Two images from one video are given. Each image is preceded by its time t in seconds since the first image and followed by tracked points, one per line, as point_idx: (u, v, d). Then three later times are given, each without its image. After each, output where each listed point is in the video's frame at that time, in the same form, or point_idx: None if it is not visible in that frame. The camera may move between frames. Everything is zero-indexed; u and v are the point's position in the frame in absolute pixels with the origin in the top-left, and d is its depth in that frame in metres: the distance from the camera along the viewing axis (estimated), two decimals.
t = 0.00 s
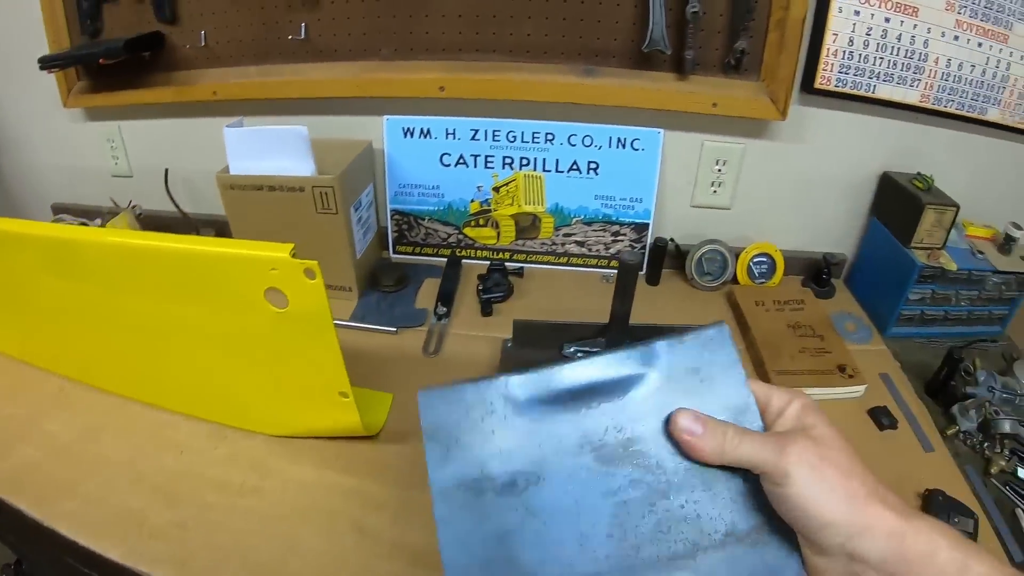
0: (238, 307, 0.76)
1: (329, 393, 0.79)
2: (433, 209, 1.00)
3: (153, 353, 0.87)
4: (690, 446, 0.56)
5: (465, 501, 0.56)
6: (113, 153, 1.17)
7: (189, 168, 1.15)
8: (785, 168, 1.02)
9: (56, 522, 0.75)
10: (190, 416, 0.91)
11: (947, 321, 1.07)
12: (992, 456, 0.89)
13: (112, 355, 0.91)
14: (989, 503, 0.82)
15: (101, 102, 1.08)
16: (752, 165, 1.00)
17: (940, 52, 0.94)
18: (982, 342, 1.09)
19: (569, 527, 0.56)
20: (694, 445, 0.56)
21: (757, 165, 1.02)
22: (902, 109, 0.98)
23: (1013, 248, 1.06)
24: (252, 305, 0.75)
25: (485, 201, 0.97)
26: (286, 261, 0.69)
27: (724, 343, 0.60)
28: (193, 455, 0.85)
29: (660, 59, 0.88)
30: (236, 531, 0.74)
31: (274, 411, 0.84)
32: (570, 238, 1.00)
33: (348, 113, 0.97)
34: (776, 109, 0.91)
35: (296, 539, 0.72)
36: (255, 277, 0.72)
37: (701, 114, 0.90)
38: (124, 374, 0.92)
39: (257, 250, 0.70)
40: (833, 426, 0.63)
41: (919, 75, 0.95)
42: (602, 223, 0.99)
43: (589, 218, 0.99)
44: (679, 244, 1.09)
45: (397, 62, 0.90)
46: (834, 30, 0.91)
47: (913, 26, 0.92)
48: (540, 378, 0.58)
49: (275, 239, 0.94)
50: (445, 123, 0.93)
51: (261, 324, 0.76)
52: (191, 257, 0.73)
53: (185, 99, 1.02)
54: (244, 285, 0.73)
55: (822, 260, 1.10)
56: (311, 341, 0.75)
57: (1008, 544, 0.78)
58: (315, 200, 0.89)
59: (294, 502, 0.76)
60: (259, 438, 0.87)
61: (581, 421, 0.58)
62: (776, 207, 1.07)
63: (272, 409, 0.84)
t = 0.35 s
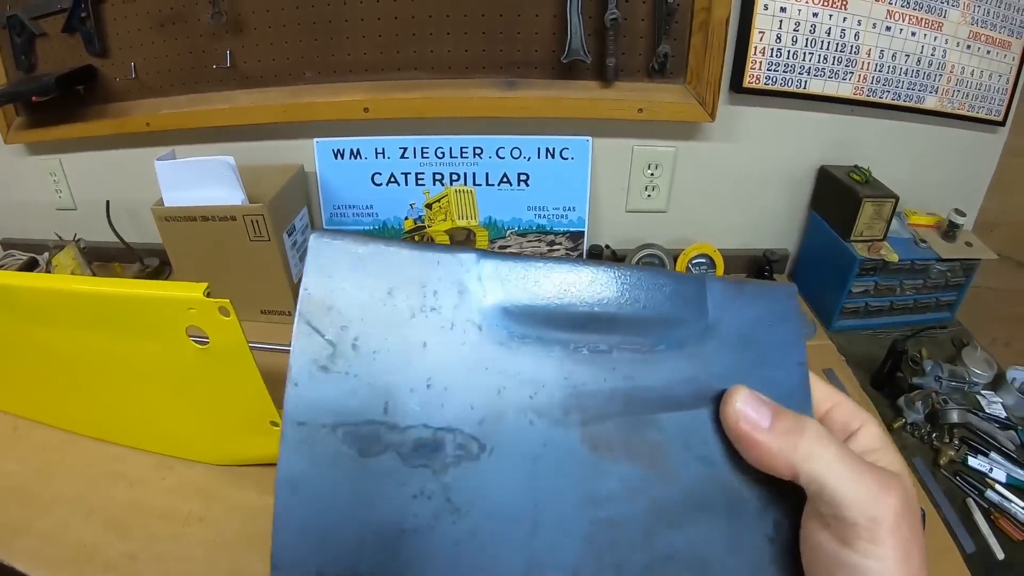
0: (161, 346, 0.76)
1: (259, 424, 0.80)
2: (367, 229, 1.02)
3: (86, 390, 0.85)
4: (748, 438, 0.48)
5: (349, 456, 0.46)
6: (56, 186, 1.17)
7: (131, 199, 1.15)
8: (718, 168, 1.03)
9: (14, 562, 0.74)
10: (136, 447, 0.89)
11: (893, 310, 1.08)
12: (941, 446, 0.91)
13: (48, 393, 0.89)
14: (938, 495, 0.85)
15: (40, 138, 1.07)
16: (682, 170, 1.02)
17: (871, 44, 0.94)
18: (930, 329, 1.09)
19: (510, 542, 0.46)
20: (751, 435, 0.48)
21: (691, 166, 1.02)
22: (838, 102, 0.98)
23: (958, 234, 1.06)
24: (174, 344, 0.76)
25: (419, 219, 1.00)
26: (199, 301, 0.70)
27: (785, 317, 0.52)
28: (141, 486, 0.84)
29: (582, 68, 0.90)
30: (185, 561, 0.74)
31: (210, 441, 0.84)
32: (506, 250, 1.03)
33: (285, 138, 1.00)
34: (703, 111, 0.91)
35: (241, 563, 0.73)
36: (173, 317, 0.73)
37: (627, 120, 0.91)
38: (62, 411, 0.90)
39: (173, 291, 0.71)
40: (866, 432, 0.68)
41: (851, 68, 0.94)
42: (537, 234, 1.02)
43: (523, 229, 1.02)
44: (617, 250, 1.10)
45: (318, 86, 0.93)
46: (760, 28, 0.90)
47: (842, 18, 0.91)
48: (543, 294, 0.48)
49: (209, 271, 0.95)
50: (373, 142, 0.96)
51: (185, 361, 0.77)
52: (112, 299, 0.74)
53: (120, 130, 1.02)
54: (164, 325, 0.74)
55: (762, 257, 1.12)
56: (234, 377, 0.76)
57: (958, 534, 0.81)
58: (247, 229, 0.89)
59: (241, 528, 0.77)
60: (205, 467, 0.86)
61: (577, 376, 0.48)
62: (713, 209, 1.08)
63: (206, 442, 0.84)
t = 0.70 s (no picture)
0: (166, 357, 0.77)
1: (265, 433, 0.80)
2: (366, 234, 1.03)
3: (91, 403, 0.86)
4: (749, 414, 0.45)
5: (324, 428, 0.48)
6: (54, 200, 1.17)
7: (129, 211, 1.16)
8: (713, 166, 1.04)
9: None
10: (143, 459, 0.90)
11: (890, 303, 1.09)
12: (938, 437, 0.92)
13: (53, 407, 0.89)
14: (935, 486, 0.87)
15: (37, 152, 1.08)
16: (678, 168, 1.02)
17: (862, 39, 0.94)
18: (927, 321, 1.10)
19: (475, 520, 0.47)
20: (751, 414, 0.45)
21: (686, 165, 1.03)
22: (831, 98, 0.98)
23: (953, 225, 1.06)
24: (178, 355, 0.76)
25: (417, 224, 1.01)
26: (204, 313, 0.71)
27: (819, 276, 0.48)
28: (149, 498, 0.84)
29: (575, 70, 0.90)
30: (196, 571, 0.74)
31: (216, 451, 0.84)
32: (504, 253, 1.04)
33: (282, 147, 1.01)
34: (696, 110, 0.91)
35: (250, 570, 0.74)
36: (178, 329, 0.73)
37: (621, 121, 0.91)
38: (67, 425, 0.91)
39: (177, 304, 0.72)
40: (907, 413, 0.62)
41: (843, 64, 0.95)
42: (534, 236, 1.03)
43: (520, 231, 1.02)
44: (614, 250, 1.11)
45: (316, 94, 0.93)
46: (751, 26, 0.90)
47: (832, 15, 0.91)
48: (506, 269, 0.48)
49: (209, 282, 0.96)
50: (370, 150, 0.96)
51: (190, 372, 0.77)
52: (117, 313, 0.75)
53: (117, 143, 1.02)
54: (168, 339, 0.75)
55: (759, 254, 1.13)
56: (240, 386, 0.77)
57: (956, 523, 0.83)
58: (247, 239, 0.90)
59: (250, 536, 0.78)
60: (212, 477, 0.87)
61: (547, 351, 0.47)
62: (709, 206, 1.08)
63: (213, 451, 0.85)
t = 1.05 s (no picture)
0: (174, 358, 0.77)
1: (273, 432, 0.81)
2: (370, 234, 1.03)
3: (100, 405, 0.86)
4: (683, 406, 0.48)
5: (317, 421, 0.50)
6: (58, 205, 1.18)
7: (133, 215, 1.17)
8: (714, 161, 1.04)
9: None
10: (151, 460, 0.90)
11: (892, 294, 1.09)
12: (942, 426, 0.93)
13: (62, 411, 0.90)
14: (942, 474, 0.87)
15: (41, 158, 1.08)
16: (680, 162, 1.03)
17: (860, 32, 0.95)
18: (929, 312, 1.10)
19: (450, 503, 0.49)
20: (688, 407, 0.48)
21: (687, 160, 1.04)
22: (830, 91, 0.99)
23: (953, 217, 1.07)
24: (187, 356, 0.77)
25: (420, 223, 1.02)
26: (214, 314, 0.71)
27: (767, 275, 0.50)
28: (157, 499, 0.85)
29: (575, 67, 0.91)
30: (205, 570, 0.75)
31: (224, 450, 0.85)
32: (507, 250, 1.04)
33: (284, 148, 1.01)
34: (697, 105, 0.92)
35: (260, 570, 0.75)
36: (187, 330, 0.74)
37: (622, 117, 0.92)
38: (76, 427, 0.91)
39: (186, 306, 0.72)
40: (858, 398, 0.61)
41: (841, 57, 0.96)
42: (538, 233, 1.03)
43: (523, 228, 1.03)
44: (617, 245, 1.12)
45: (318, 95, 0.94)
46: (749, 21, 0.91)
47: (830, 9, 0.92)
48: (473, 276, 0.50)
49: (214, 284, 0.96)
50: (373, 149, 0.97)
51: (199, 373, 0.78)
52: (126, 316, 0.75)
53: (121, 148, 1.03)
54: (177, 340, 0.75)
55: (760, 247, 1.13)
56: (248, 386, 0.78)
57: (962, 512, 0.83)
58: (251, 240, 0.90)
59: (259, 536, 0.79)
60: (220, 477, 0.87)
61: (512, 352, 0.50)
62: (710, 199, 1.09)
63: (220, 451, 0.85)
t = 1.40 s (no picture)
0: (179, 357, 0.78)
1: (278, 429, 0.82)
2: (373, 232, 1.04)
3: (107, 405, 0.87)
4: (701, 406, 0.48)
5: (315, 434, 0.49)
6: (62, 207, 1.19)
7: (136, 216, 1.17)
8: (716, 156, 1.04)
9: None
10: (158, 459, 0.91)
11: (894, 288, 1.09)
12: (946, 419, 0.93)
13: (70, 411, 0.90)
14: (945, 467, 0.87)
15: (44, 160, 1.09)
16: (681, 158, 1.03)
17: (860, 26, 0.95)
18: (932, 306, 1.10)
19: (460, 508, 0.49)
20: (706, 405, 0.48)
21: (689, 156, 1.04)
22: (831, 85, 0.99)
23: (955, 210, 1.07)
24: (192, 355, 0.77)
25: (423, 221, 1.02)
26: (218, 313, 0.72)
27: (768, 279, 0.50)
28: (163, 498, 0.85)
29: (575, 64, 0.91)
30: (211, 569, 0.75)
31: (230, 448, 0.86)
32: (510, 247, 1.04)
33: (287, 148, 1.02)
34: (697, 101, 0.92)
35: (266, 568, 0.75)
36: (192, 329, 0.74)
37: (622, 113, 0.92)
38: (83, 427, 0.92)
39: (189, 305, 0.72)
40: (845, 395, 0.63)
41: (841, 51, 0.96)
42: (540, 230, 1.03)
43: (526, 225, 1.03)
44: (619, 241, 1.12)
45: (319, 94, 0.94)
46: (749, 16, 0.91)
47: (829, 3, 0.92)
48: (482, 273, 0.48)
49: (218, 283, 0.96)
50: (375, 147, 0.97)
51: (204, 371, 0.78)
52: (131, 316, 0.75)
53: (124, 149, 1.03)
54: (181, 339, 0.76)
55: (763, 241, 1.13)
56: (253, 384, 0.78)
57: (965, 505, 0.83)
58: (255, 240, 0.91)
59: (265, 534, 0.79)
60: (226, 476, 0.88)
61: (523, 353, 0.49)
62: (711, 195, 1.09)
63: (226, 449, 0.86)
